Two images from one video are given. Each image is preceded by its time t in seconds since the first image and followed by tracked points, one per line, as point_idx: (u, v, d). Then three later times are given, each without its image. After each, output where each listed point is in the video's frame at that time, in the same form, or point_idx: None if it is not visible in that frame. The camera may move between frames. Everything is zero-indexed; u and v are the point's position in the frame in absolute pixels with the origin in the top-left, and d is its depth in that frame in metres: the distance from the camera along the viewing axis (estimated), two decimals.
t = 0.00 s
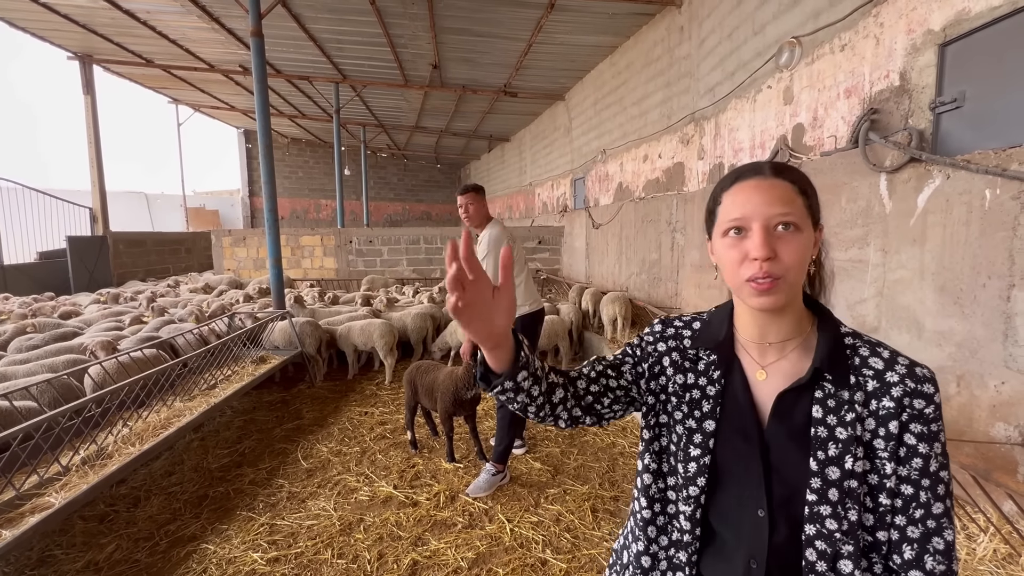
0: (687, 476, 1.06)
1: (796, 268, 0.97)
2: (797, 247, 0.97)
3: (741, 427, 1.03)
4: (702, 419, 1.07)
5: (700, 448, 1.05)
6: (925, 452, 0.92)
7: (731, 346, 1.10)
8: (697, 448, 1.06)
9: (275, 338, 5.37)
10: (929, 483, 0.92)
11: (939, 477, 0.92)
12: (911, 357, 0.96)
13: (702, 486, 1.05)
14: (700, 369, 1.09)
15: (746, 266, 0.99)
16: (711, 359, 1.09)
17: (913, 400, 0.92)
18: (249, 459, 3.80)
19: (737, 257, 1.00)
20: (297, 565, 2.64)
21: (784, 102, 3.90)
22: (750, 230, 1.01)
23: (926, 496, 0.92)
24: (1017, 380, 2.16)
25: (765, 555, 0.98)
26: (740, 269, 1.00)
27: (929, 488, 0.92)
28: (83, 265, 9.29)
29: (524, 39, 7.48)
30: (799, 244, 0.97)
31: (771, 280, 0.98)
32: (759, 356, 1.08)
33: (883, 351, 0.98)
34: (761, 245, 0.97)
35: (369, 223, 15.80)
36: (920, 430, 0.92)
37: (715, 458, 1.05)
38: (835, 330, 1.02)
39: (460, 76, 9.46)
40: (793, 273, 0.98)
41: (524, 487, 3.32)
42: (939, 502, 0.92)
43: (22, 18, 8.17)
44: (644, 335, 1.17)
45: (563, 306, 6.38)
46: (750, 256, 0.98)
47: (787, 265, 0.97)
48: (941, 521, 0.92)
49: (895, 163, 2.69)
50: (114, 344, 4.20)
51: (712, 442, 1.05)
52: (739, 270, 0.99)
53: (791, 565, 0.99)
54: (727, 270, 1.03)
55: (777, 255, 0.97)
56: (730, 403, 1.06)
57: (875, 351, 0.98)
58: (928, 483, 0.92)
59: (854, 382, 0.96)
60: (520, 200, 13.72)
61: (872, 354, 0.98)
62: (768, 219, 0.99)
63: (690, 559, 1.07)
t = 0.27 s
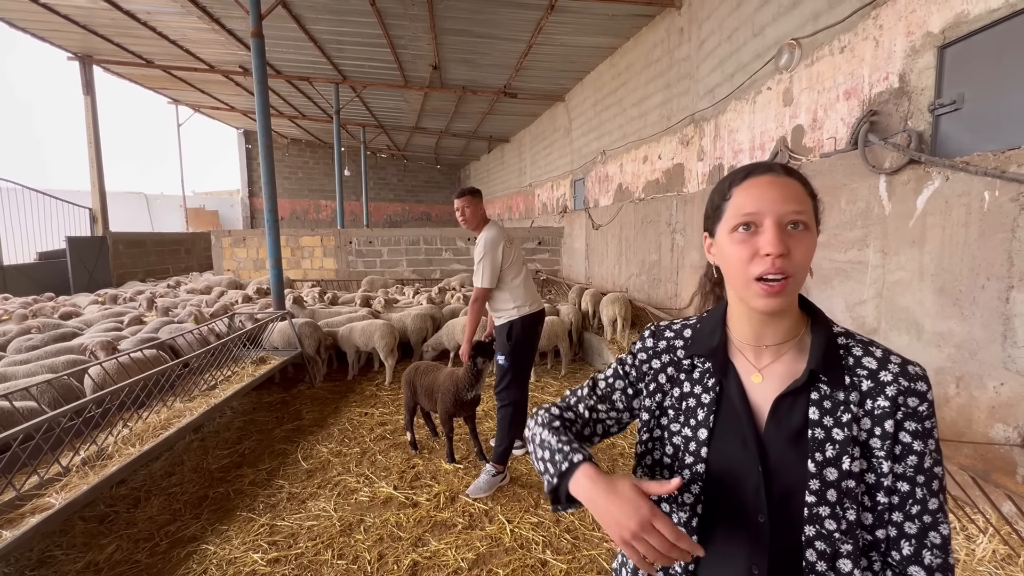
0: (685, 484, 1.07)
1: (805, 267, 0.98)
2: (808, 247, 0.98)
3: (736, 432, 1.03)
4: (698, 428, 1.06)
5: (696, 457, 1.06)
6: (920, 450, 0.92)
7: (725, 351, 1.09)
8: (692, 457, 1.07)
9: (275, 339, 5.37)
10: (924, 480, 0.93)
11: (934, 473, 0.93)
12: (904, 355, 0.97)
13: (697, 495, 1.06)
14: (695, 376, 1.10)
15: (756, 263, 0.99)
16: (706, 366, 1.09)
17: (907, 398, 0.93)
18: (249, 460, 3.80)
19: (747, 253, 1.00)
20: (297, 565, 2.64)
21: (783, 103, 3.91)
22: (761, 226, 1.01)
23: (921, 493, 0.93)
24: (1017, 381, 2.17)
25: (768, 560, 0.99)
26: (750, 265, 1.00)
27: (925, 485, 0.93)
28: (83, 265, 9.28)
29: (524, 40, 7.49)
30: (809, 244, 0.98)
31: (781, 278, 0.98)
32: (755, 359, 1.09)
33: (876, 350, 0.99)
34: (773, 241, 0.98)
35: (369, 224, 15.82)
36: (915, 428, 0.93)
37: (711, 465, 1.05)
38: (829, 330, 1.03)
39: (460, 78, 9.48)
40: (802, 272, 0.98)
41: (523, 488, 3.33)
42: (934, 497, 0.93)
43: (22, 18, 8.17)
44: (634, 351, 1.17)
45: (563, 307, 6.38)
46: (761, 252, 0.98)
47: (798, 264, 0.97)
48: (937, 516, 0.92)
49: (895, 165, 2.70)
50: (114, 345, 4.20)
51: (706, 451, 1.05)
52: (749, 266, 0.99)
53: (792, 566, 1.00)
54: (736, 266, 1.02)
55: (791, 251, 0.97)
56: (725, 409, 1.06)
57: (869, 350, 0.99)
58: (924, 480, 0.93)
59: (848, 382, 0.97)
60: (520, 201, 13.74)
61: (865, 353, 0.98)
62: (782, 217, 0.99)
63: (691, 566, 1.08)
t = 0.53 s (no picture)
0: (687, 491, 1.08)
1: (790, 275, 0.99)
2: (792, 255, 0.99)
3: (731, 436, 1.04)
4: (697, 433, 1.07)
5: (696, 464, 1.06)
6: (909, 448, 0.93)
7: (719, 357, 1.10)
8: (694, 463, 1.07)
9: (275, 340, 5.37)
10: (912, 478, 0.94)
11: (922, 471, 0.94)
12: (894, 353, 0.97)
13: (700, 502, 1.05)
14: (693, 382, 1.11)
15: (742, 274, 1.01)
16: (703, 372, 1.10)
17: (897, 397, 0.93)
18: (249, 460, 3.81)
19: (733, 265, 1.02)
20: (298, 566, 2.64)
21: (783, 104, 3.91)
22: (745, 237, 1.02)
23: (909, 491, 0.94)
24: (1016, 382, 2.17)
25: (764, 561, 0.99)
26: (737, 276, 1.01)
27: (913, 483, 0.94)
28: (83, 266, 9.28)
29: (525, 41, 7.50)
30: (793, 251, 0.99)
31: (768, 287, 1.00)
32: (749, 360, 1.09)
33: (867, 349, 0.99)
34: (757, 252, 0.99)
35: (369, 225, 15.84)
36: (905, 426, 0.93)
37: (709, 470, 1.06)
38: (821, 330, 1.03)
39: (460, 78, 9.49)
40: (787, 280, 1.00)
41: (522, 488, 3.34)
42: (922, 495, 0.94)
43: (23, 19, 8.18)
44: (639, 375, 1.16)
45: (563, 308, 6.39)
46: (746, 263, 1.00)
47: (783, 273, 0.99)
48: (923, 514, 0.94)
49: (894, 166, 2.70)
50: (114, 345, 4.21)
51: (706, 457, 1.06)
52: (736, 277, 1.01)
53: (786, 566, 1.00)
54: (723, 276, 1.05)
55: (774, 262, 0.99)
56: (722, 413, 1.07)
57: (860, 349, 1.00)
58: (911, 477, 0.94)
59: (840, 381, 0.98)
60: (520, 201, 13.75)
61: (856, 353, 0.99)
62: (765, 227, 1.00)
63: None
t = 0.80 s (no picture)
0: (688, 492, 1.08)
1: (781, 271, 1.00)
2: (782, 251, 0.99)
3: (729, 436, 1.05)
4: (696, 434, 1.07)
5: (696, 464, 1.07)
6: (903, 446, 0.95)
7: (717, 356, 1.11)
8: (694, 464, 1.07)
9: (275, 340, 5.38)
10: (907, 476, 0.95)
11: (916, 469, 0.95)
12: (889, 352, 0.98)
13: (703, 502, 1.05)
14: (691, 383, 1.11)
15: (733, 270, 1.01)
16: (700, 372, 1.11)
17: (891, 395, 0.95)
18: (250, 461, 3.81)
19: (724, 262, 1.02)
20: (299, 566, 2.65)
21: (783, 104, 3.92)
22: (736, 234, 1.02)
23: (903, 488, 0.95)
24: (1016, 381, 2.18)
25: (764, 560, 0.99)
26: (728, 273, 1.02)
27: (907, 480, 0.95)
28: (84, 267, 9.29)
29: (524, 41, 7.50)
30: (783, 247, 1.00)
31: (759, 283, 1.00)
32: (745, 359, 1.09)
33: (862, 347, 1.00)
34: (748, 248, 0.99)
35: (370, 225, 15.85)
36: (900, 424, 0.95)
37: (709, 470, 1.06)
38: (817, 328, 1.04)
39: (461, 79, 9.49)
40: (778, 275, 1.00)
41: (522, 488, 3.34)
42: (916, 492, 0.95)
43: (23, 20, 8.19)
44: (637, 376, 1.16)
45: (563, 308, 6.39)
46: (737, 260, 1.00)
47: (774, 269, 0.99)
48: (917, 511, 0.95)
49: (893, 166, 2.71)
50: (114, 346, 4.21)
51: (706, 457, 1.06)
52: (727, 274, 1.02)
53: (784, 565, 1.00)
54: (715, 273, 1.05)
55: (765, 258, 0.99)
56: (721, 413, 1.07)
57: (854, 348, 1.00)
58: (906, 475, 0.95)
59: (835, 380, 0.99)
60: (520, 202, 13.76)
61: (851, 351, 1.00)
62: (755, 223, 1.01)
63: None
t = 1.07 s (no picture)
0: (686, 486, 1.08)
1: (748, 267, 0.99)
2: (751, 247, 0.99)
3: (727, 430, 1.05)
4: (694, 428, 1.08)
5: (694, 458, 1.07)
6: (903, 445, 0.95)
7: (715, 351, 1.11)
8: (692, 458, 1.07)
9: (276, 341, 5.39)
10: (906, 474, 0.95)
11: (915, 468, 0.95)
12: (890, 350, 0.98)
13: (700, 497, 1.06)
14: (690, 378, 1.12)
15: (700, 262, 1.03)
16: (699, 367, 1.12)
17: (891, 393, 0.95)
18: (251, 461, 3.82)
19: (694, 255, 1.05)
20: (300, 565, 2.65)
21: (782, 103, 3.92)
22: (709, 229, 1.05)
23: (902, 487, 0.95)
24: (1015, 379, 2.18)
25: (761, 554, 1.00)
26: (697, 266, 1.04)
27: (907, 479, 0.95)
28: (85, 268, 9.31)
29: (524, 41, 7.51)
30: (752, 243, 0.99)
31: (724, 278, 1.01)
32: (744, 355, 1.10)
33: (863, 345, 1.00)
34: (714, 241, 1.01)
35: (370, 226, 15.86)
36: (900, 423, 0.95)
37: (708, 465, 1.07)
38: (817, 325, 1.04)
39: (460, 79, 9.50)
40: (744, 271, 1.00)
41: (522, 487, 3.35)
42: (916, 491, 0.95)
43: (23, 22, 8.21)
44: (636, 368, 1.18)
45: (564, 307, 6.40)
46: (704, 253, 1.02)
47: (739, 264, 0.99)
48: (916, 510, 0.95)
49: (892, 165, 2.71)
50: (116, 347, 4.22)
51: (705, 451, 1.06)
52: (695, 266, 1.04)
53: (780, 559, 1.01)
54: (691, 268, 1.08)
55: (729, 252, 1.00)
56: (719, 408, 1.08)
57: (855, 346, 1.01)
58: (905, 474, 0.95)
59: (835, 376, 0.99)
60: (520, 202, 13.77)
61: (851, 349, 1.00)
62: (727, 219, 1.02)
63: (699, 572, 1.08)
